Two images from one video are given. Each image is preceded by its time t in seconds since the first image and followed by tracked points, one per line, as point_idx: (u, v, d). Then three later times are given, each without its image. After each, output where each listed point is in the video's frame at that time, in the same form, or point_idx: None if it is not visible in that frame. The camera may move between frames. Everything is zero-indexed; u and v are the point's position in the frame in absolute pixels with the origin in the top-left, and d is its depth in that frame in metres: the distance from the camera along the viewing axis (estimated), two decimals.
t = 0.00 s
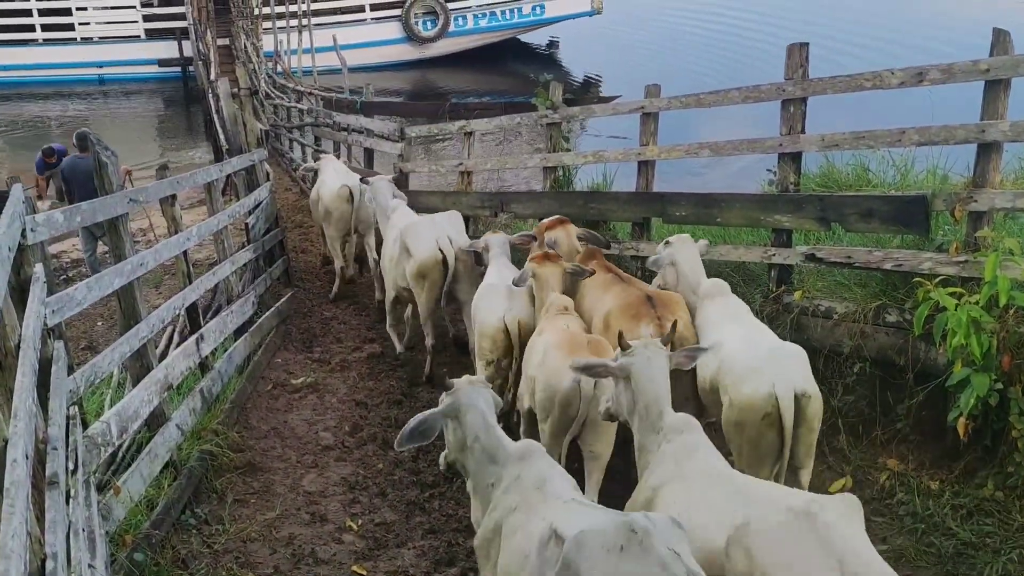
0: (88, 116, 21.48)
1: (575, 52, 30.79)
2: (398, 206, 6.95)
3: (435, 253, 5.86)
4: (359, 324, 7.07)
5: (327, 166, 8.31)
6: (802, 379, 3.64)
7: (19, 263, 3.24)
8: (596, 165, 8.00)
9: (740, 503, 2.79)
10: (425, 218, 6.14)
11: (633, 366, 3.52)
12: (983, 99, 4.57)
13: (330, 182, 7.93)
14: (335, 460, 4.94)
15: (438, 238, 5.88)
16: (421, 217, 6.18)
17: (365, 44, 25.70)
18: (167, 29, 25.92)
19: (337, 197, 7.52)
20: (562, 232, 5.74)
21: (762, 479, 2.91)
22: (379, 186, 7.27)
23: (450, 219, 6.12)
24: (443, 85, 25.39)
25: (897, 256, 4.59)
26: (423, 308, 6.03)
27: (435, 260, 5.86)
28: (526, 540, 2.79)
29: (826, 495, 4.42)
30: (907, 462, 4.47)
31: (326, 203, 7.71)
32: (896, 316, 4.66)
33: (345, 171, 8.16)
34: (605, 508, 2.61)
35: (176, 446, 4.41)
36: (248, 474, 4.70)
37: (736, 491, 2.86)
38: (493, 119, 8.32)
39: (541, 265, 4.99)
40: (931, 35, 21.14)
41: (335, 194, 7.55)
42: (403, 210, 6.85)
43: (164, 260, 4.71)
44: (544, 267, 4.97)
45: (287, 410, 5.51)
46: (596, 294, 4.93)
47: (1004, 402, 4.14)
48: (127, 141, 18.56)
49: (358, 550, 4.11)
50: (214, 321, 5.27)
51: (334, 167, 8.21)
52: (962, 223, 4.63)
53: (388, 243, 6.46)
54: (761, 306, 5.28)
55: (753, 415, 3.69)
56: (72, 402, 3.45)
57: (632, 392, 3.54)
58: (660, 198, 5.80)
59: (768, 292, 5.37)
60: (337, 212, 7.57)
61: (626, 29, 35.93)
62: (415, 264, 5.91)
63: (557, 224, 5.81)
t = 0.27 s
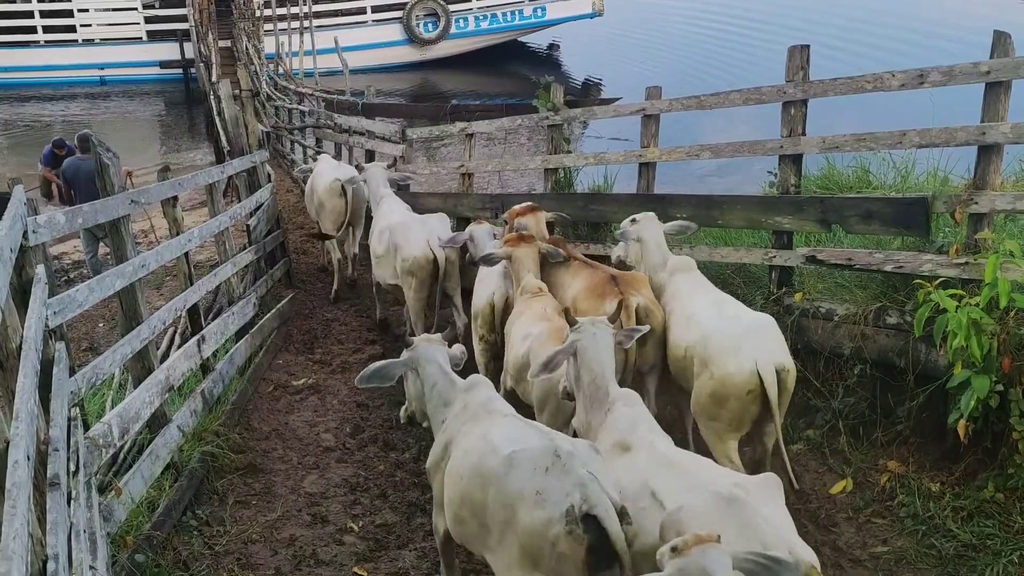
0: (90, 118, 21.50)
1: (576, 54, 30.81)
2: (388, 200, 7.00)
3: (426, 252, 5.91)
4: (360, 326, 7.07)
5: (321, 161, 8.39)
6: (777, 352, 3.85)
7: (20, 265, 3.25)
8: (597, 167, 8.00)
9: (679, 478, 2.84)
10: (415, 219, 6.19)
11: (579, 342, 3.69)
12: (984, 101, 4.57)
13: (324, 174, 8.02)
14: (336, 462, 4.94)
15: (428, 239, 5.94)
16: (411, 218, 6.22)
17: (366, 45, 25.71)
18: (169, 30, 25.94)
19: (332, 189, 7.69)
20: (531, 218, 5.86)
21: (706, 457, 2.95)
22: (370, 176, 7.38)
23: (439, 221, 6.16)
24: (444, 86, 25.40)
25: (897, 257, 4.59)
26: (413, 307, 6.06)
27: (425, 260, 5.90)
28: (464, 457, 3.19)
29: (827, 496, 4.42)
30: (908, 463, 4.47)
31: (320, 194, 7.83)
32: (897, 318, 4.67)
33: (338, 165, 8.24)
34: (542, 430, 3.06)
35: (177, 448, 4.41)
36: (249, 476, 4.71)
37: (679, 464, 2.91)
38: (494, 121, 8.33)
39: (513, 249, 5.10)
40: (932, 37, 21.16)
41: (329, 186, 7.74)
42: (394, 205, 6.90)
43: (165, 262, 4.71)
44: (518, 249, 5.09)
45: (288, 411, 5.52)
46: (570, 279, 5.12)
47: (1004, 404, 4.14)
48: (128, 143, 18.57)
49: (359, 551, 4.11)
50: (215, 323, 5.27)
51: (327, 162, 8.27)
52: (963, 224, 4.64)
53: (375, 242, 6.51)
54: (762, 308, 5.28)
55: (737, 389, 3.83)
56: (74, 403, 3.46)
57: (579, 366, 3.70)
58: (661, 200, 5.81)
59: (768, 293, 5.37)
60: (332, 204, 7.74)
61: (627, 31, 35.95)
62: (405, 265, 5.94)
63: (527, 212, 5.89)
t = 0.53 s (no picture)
0: (91, 120, 21.50)
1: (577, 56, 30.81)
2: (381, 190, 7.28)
3: (415, 240, 6.27)
4: (361, 327, 7.06)
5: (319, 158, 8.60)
6: (750, 319, 4.14)
7: (21, 267, 3.24)
8: (598, 169, 8.00)
9: (631, 433, 3.18)
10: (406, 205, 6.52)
11: (576, 320, 3.97)
12: (986, 103, 4.57)
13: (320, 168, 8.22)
14: (337, 464, 4.94)
15: (417, 228, 6.30)
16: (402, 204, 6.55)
17: (367, 47, 25.72)
18: (170, 32, 25.94)
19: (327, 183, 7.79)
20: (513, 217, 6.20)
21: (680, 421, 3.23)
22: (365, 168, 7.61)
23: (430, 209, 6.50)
24: (445, 88, 25.40)
25: (898, 259, 4.59)
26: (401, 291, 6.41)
27: (414, 246, 6.27)
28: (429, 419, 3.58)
29: (828, 499, 4.42)
30: (910, 466, 4.47)
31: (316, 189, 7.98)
32: (898, 320, 4.66)
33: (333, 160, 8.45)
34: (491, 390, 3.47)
35: (178, 450, 4.41)
36: (250, 478, 4.70)
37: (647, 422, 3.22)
38: (495, 123, 8.33)
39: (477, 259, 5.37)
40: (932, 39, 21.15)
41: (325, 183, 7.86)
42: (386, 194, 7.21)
43: (166, 264, 4.71)
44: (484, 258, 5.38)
45: (289, 413, 5.52)
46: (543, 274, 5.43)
47: (1006, 406, 4.14)
48: (129, 144, 18.58)
49: (360, 554, 4.11)
50: (216, 325, 5.27)
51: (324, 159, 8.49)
52: (965, 226, 4.62)
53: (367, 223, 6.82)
54: (764, 310, 5.27)
55: (709, 354, 4.14)
56: (75, 406, 3.46)
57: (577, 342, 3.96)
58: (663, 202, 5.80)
59: (770, 295, 5.36)
60: (327, 199, 7.85)
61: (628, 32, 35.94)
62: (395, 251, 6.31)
63: (508, 212, 6.21)
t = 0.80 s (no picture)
0: (93, 122, 21.53)
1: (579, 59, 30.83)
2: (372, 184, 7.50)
3: (399, 242, 6.35)
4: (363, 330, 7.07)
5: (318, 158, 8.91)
6: (720, 297, 4.42)
7: (25, 270, 3.25)
8: (600, 171, 8.00)
9: (601, 413, 3.49)
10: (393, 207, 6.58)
11: (585, 308, 4.25)
12: (987, 107, 4.57)
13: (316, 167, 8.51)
14: (339, 466, 4.95)
15: (403, 231, 6.36)
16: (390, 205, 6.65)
17: (369, 49, 25.75)
18: (172, 34, 25.98)
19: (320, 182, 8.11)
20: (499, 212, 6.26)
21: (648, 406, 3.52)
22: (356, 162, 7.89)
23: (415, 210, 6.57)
24: (447, 91, 25.43)
25: (900, 262, 4.59)
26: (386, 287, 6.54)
27: (396, 248, 6.35)
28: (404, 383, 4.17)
29: (829, 501, 4.42)
30: (911, 469, 4.47)
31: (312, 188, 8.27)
32: (900, 323, 4.67)
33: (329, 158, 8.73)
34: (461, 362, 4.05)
35: (180, 453, 4.42)
36: (252, 480, 4.72)
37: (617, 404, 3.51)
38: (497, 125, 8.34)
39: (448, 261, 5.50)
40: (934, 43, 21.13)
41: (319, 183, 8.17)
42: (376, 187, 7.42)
43: (169, 266, 4.72)
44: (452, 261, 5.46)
45: (291, 415, 5.53)
46: (522, 266, 5.65)
47: (1007, 409, 4.14)
48: (131, 146, 18.61)
49: (362, 556, 4.11)
50: (218, 327, 5.29)
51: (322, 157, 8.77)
52: (966, 229, 4.62)
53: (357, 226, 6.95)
54: (765, 313, 5.27)
55: (688, 334, 4.38)
56: (78, 408, 3.47)
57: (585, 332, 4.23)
58: (665, 205, 5.81)
59: (771, 298, 5.36)
60: (322, 196, 8.14)
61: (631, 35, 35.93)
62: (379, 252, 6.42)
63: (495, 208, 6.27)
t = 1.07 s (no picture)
0: (95, 124, 21.54)
1: (581, 61, 30.83)
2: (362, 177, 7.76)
3: (382, 227, 6.75)
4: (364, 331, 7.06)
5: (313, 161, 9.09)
6: (701, 290, 4.56)
7: (26, 271, 3.25)
8: (601, 173, 8.00)
9: (572, 386, 3.71)
10: (381, 196, 7.09)
11: (577, 304, 4.32)
12: (990, 108, 4.57)
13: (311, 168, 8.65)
14: (341, 468, 4.95)
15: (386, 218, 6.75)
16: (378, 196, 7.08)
17: (371, 51, 25.76)
18: (174, 36, 25.99)
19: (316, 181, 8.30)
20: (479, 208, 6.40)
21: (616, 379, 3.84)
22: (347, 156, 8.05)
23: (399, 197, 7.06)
24: (449, 93, 25.43)
25: (902, 264, 4.59)
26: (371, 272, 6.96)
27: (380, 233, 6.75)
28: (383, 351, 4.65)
29: (831, 504, 4.43)
30: (913, 471, 4.46)
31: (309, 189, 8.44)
32: (902, 324, 4.66)
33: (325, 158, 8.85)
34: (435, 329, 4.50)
35: (182, 454, 4.43)
36: (254, 482, 4.72)
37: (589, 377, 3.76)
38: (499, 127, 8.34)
39: (439, 263, 5.51)
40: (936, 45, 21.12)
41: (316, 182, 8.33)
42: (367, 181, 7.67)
43: (171, 268, 4.72)
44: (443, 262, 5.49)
45: (293, 417, 5.53)
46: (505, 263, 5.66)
47: (1009, 411, 4.13)
48: (133, 148, 18.63)
49: (363, 557, 4.12)
50: (219, 329, 5.29)
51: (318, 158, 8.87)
52: (968, 231, 4.62)
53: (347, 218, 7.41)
54: (767, 315, 5.26)
55: (672, 325, 4.51)
56: (79, 409, 3.48)
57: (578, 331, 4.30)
58: (667, 207, 5.81)
59: (773, 300, 5.35)
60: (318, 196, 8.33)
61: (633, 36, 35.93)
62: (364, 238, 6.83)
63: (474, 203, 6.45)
